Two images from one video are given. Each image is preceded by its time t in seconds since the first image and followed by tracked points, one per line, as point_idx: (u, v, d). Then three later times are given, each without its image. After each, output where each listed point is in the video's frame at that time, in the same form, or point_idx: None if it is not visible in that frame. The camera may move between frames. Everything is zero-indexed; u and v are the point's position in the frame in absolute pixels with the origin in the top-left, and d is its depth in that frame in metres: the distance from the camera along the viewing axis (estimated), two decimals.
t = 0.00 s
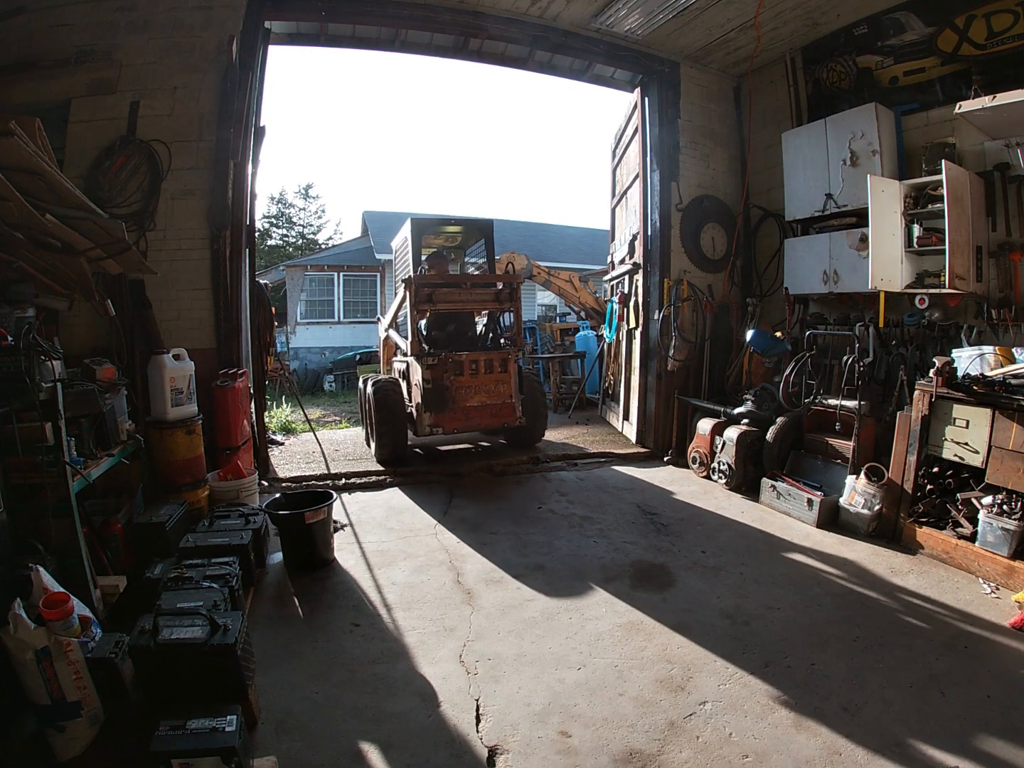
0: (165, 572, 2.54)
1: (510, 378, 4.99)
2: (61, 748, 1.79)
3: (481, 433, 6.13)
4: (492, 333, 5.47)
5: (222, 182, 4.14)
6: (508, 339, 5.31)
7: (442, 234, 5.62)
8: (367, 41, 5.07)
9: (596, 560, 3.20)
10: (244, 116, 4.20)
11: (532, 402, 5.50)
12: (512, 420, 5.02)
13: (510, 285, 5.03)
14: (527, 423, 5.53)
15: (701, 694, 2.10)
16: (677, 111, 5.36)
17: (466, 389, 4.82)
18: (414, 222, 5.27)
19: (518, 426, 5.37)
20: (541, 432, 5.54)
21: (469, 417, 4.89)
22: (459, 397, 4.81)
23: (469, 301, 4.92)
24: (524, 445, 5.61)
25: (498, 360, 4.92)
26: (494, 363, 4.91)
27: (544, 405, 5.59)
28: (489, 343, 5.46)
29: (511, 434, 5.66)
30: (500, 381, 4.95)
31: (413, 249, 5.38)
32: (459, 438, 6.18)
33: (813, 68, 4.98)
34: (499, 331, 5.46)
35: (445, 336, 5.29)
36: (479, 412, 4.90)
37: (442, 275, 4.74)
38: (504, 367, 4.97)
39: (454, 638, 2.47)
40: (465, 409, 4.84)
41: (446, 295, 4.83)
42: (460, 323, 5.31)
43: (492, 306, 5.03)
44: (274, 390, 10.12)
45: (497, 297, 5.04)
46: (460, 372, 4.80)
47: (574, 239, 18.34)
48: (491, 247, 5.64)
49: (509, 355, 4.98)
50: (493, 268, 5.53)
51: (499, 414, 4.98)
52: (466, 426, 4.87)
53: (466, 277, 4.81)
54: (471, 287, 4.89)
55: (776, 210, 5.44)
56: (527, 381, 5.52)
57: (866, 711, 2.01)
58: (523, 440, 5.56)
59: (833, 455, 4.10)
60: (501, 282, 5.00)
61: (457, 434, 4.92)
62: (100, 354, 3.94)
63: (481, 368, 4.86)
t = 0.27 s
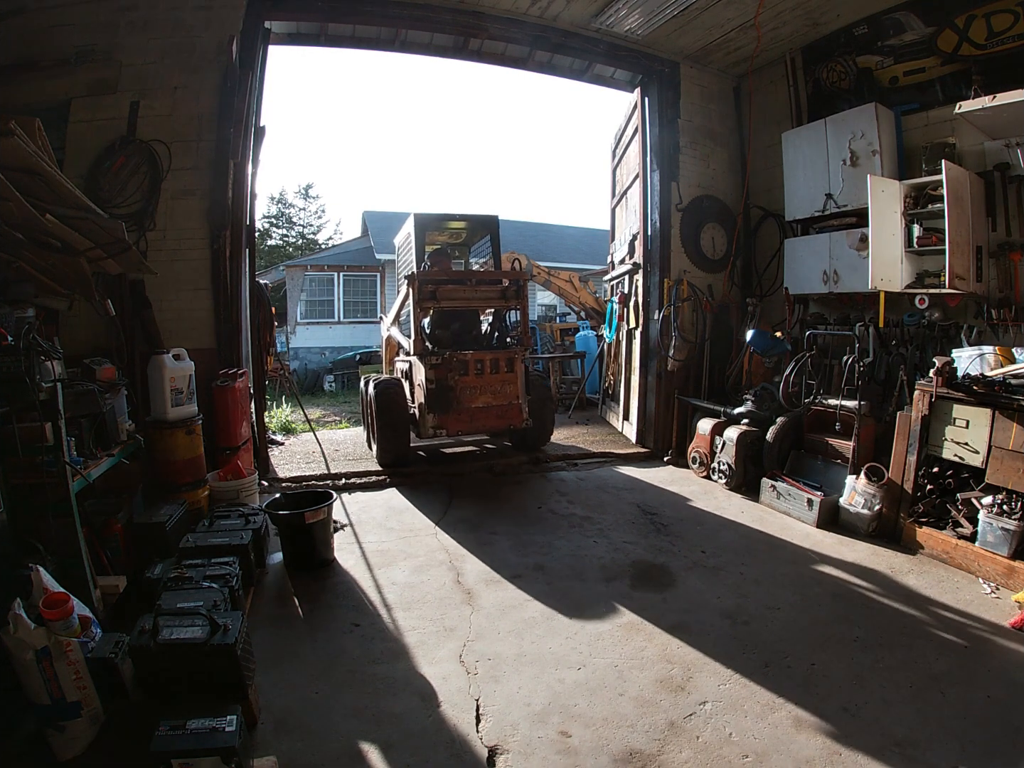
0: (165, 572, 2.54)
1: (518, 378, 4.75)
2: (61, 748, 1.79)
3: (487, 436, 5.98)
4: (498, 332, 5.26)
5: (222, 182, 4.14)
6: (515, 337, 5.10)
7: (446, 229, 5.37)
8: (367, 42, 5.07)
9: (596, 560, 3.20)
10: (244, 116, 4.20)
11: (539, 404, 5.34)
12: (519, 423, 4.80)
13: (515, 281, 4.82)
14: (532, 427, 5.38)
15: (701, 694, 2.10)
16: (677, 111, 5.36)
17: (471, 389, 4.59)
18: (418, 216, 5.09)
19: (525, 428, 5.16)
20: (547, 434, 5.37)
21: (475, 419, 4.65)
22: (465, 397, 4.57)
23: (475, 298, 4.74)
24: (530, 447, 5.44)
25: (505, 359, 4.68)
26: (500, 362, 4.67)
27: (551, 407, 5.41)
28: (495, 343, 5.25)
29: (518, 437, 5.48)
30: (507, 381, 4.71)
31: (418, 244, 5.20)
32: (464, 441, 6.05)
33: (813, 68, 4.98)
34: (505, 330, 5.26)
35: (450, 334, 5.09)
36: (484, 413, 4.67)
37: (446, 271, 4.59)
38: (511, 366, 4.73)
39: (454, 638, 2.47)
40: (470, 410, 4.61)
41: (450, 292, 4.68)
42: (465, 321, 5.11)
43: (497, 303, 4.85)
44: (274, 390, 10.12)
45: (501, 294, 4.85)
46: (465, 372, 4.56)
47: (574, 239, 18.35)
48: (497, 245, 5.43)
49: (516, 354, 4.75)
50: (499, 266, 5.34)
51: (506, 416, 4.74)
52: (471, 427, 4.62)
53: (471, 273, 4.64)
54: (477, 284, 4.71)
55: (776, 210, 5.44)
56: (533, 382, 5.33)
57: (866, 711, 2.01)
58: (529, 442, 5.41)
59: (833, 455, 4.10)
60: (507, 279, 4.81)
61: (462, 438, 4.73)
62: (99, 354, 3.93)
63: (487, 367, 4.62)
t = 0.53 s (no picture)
0: (165, 572, 2.54)
1: (525, 379, 4.60)
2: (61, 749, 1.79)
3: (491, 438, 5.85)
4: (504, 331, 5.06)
5: (222, 182, 4.14)
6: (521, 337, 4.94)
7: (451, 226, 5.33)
8: (367, 41, 5.07)
9: (596, 560, 3.20)
10: (244, 116, 4.20)
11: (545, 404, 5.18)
12: (525, 424, 4.66)
13: (522, 278, 4.67)
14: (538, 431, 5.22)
15: (701, 694, 2.10)
16: (677, 111, 5.36)
17: (477, 391, 4.46)
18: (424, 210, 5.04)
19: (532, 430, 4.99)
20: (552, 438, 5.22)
21: (480, 419, 4.53)
22: (470, 399, 4.45)
23: (481, 296, 4.60)
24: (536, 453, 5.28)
25: (511, 359, 4.53)
26: (506, 363, 4.51)
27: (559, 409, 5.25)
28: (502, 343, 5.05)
29: (523, 439, 5.31)
30: (513, 382, 4.56)
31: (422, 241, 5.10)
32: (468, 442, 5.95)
33: (813, 68, 4.98)
34: (511, 329, 5.07)
35: (453, 333, 5.03)
36: (491, 415, 4.55)
37: (452, 268, 4.45)
38: (517, 366, 4.57)
39: (454, 638, 2.47)
40: (476, 411, 4.49)
41: (456, 289, 4.55)
42: (470, 319, 5.07)
43: (504, 301, 4.69)
44: (274, 390, 10.13)
45: (507, 292, 4.69)
46: (471, 372, 4.43)
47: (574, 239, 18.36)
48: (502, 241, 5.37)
49: (523, 355, 4.59)
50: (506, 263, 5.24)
51: (512, 418, 4.61)
52: (476, 430, 4.53)
53: (477, 271, 4.50)
54: (484, 282, 4.57)
55: (776, 210, 5.44)
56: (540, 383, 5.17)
57: (866, 710, 2.01)
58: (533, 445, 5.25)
59: (833, 455, 4.11)
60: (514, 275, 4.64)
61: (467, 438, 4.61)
62: (100, 355, 3.94)
63: (493, 368, 4.48)
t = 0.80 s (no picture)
0: (165, 572, 2.54)
1: (532, 380, 4.55)
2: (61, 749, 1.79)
3: (495, 440, 5.71)
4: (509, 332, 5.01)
5: (222, 182, 4.14)
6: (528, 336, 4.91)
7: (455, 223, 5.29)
8: (367, 42, 5.08)
9: (596, 560, 3.20)
10: (244, 116, 4.20)
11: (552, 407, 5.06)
12: (531, 426, 4.55)
13: (529, 278, 4.66)
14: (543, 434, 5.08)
15: (701, 694, 2.10)
16: (677, 111, 5.36)
17: (482, 392, 4.38)
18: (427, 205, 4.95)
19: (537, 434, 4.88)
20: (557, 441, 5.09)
21: (485, 423, 4.43)
22: (475, 401, 4.37)
23: (486, 296, 4.55)
24: (541, 457, 5.14)
25: (518, 359, 4.48)
26: (512, 364, 4.46)
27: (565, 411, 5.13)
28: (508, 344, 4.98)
29: (528, 442, 5.15)
30: (520, 384, 4.50)
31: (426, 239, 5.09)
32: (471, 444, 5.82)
33: (813, 68, 4.98)
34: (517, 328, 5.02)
35: (458, 333, 4.94)
36: (496, 418, 4.45)
37: (456, 266, 4.40)
38: (524, 367, 4.52)
39: (454, 638, 2.47)
40: (481, 413, 4.39)
41: (460, 288, 4.47)
42: (475, 318, 4.99)
43: (510, 301, 4.64)
44: (274, 390, 10.13)
45: (513, 292, 4.66)
46: (476, 373, 4.35)
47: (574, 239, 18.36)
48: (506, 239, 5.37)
49: (530, 355, 4.54)
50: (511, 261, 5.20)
51: (518, 419, 4.52)
52: (481, 432, 4.41)
53: (481, 268, 4.45)
54: (489, 281, 4.51)
55: (776, 210, 5.44)
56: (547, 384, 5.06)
57: (865, 710, 2.01)
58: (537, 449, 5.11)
59: (833, 455, 4.11)
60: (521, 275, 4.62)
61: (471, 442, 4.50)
62: (100, 355, 3.94)
63: (499, 370, 4.42)
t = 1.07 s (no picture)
0: (165, 572, 2.54)
1: (539, 384, 4.47)
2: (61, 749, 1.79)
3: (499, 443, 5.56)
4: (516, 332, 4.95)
5: (222, 182, 4.14)
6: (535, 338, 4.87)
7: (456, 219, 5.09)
8: (367, 41, 5.08)
9: (596, 560, 3.20)
10: (244, 116, 4.20)
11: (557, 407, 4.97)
12: (537, 431, 4.45)
13: (536, 279, 4.58)
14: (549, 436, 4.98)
15: (701, 694, 2.10)
16: (677, 111, 5.36)
17: (488, 397, 4.30)
18: (430, 203, 4.77)
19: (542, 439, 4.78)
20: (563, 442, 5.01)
21: (491, 428, 4.34)
22: (481, 406, 4.29)
23: (490, 297, 4.48)
24: (549, 462, 5.01)
25: (525, 363, 4.41)
26: (519, 368, 4.38)
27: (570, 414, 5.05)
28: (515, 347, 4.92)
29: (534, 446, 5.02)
30: (527, 388, 4.43)
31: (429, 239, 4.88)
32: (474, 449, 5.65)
33: (813, 68, 4.98)
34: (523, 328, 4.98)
35: (461, 335, 4.91)
36: (503, 423, 4.36)
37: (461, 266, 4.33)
38: (531, 371, 4.45)
39: (454, 638, 2.46)
40: (487, 418, 4.31)
41: (464, 288, 4.40)
42: (481, 319, 4.95)
43: (516, 302, 4.57)
44: (274, 390, 10.14)
45: (519, 293, 4.58)
46: (482, 377, 4.27)
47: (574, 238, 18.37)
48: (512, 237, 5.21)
49: (537, 358, 4.46)
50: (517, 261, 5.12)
51: (525, 425, 4.44)
52: (487, 437, 4.32)
53: (486, 269, 4.39)
54: (493, 281, 4.45)
55: (776, 210, 5.44)
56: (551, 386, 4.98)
57: (865, 710, 2.01)
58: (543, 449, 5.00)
59: (833, 455, 4.11)
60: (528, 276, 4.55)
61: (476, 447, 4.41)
62: (100, 355, 3.94)
63: (505, 374, 4.34)
